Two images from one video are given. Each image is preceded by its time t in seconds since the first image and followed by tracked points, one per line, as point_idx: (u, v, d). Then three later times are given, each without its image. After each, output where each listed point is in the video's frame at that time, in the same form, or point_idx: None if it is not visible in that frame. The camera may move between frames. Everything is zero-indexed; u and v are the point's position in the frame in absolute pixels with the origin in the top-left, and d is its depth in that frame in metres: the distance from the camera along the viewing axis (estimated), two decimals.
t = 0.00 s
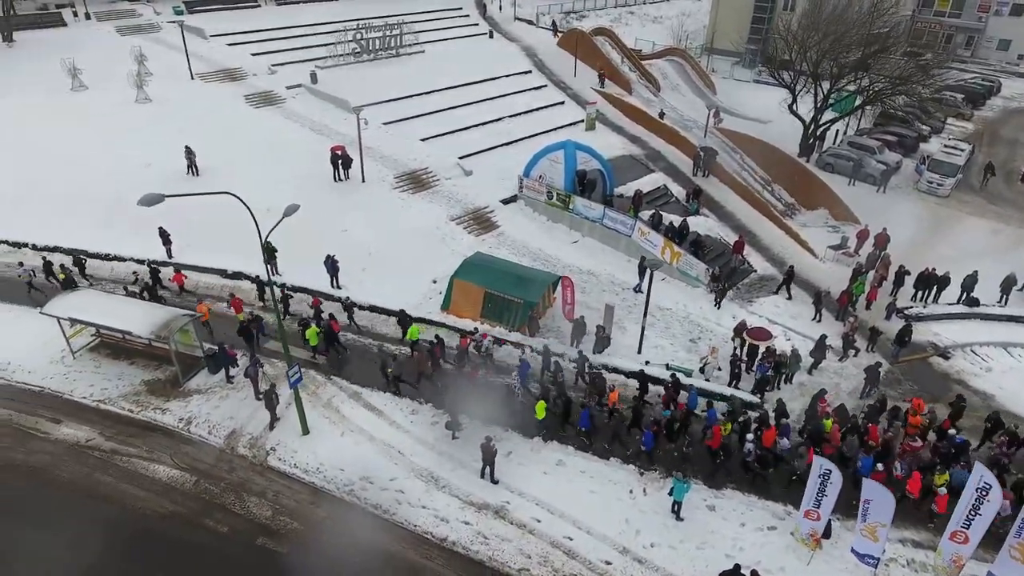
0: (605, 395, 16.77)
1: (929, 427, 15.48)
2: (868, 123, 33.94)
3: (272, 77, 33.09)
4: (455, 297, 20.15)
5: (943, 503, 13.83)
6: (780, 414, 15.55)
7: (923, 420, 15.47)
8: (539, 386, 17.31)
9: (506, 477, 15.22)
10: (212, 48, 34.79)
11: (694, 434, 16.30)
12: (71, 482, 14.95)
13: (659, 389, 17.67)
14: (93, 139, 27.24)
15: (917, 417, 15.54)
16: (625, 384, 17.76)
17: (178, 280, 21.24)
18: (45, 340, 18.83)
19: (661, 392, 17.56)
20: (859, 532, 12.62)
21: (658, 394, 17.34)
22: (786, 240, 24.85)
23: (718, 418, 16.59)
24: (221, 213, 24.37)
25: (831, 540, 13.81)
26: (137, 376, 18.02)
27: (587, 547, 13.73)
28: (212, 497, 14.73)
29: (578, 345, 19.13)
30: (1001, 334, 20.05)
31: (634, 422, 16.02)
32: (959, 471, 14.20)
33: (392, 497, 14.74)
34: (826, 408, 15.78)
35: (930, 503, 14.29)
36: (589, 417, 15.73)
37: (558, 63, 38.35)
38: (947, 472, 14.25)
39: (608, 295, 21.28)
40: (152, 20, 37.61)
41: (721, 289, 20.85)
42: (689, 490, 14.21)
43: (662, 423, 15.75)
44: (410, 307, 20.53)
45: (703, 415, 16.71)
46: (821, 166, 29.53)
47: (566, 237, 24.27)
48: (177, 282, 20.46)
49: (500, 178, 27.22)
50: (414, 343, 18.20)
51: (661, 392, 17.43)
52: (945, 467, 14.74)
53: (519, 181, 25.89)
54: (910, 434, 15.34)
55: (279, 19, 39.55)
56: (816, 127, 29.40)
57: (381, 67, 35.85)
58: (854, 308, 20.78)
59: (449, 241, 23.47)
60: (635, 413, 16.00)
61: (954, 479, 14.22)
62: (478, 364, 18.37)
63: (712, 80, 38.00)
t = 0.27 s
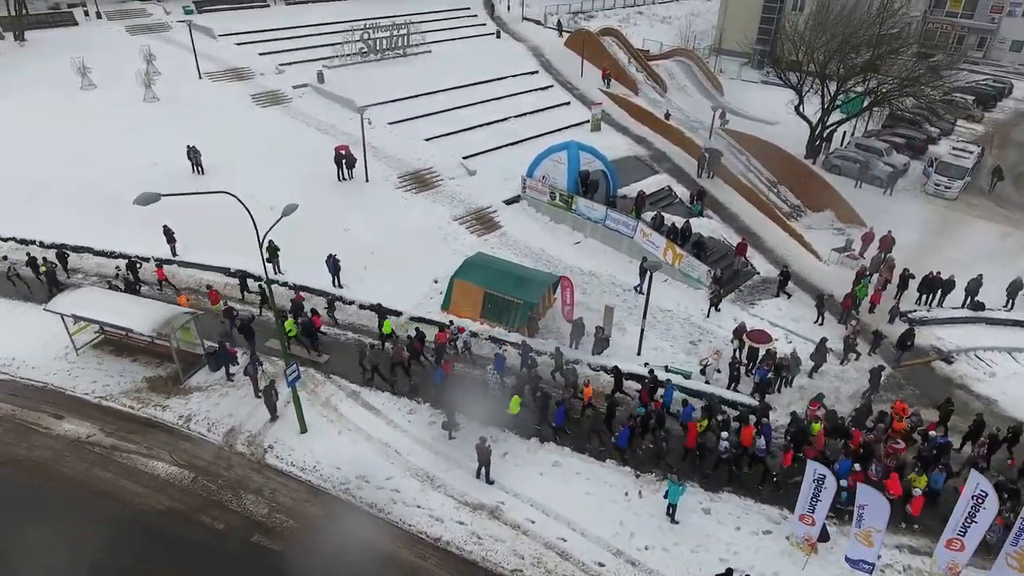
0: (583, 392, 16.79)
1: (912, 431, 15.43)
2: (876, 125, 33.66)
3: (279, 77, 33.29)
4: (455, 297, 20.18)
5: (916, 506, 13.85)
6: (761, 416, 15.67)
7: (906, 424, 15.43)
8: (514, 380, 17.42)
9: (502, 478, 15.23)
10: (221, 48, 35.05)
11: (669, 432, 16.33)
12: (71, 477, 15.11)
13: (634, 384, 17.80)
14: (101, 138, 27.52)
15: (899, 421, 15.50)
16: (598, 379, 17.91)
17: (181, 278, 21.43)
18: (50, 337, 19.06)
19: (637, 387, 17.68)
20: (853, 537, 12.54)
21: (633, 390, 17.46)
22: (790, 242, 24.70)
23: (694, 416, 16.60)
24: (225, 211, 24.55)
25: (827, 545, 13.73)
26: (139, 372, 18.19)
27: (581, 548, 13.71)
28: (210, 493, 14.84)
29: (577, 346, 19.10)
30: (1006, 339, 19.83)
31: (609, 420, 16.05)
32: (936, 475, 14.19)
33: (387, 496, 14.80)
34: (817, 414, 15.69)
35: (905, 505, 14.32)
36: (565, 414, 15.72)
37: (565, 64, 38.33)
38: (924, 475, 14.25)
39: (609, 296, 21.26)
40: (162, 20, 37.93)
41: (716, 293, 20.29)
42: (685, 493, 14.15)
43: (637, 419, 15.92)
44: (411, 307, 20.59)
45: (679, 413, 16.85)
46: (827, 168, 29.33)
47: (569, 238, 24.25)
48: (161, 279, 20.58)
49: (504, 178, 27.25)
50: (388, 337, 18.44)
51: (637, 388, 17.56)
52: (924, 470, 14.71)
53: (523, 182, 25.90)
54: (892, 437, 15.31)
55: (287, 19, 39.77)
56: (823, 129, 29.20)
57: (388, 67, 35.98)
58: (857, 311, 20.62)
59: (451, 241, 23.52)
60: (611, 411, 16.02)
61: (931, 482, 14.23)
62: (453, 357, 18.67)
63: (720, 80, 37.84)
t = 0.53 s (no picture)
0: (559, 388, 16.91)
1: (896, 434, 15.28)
2: (884, 127, 33.41)
3: (285, 77, 33.47)
4: (455, 297, 20.18)
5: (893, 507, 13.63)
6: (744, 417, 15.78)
7: (892, 427, 15.27)
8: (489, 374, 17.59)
9: (498, 479, 15.23)
10: (228, 48, 35.29)
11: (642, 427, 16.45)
12: (72, 472, 15.26)
13: (610, 380, 18.02)
14: (108, 136, 27.76)
15: (884, 424, 15.35)
16: (575, 375, 18.15)
17: (185, 276, 21.57)
18: (53, 333, 19.24)
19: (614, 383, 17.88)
20: (849, 544, 12.37)
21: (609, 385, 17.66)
22: (794, 244, 24.57)
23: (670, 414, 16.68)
24: (229, 210, 24.70)
25: (823, 550, 13.61)
26: (141, 370, 18.33)
27: (575, 550, 13.69)
28: (207, 490, 14.94)
29: (577, 347, 19.07)
30: (1010, 344, 19.63)
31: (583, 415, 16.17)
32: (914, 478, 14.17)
33: (383, 495, 14.84)
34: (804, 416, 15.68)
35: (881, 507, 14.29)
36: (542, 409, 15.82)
37: (571, 64, 38.34)
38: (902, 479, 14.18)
39: (610, 298, 21.23)
40: (171, 20, 38.21)
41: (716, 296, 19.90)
42: (680, 496, 14.06)
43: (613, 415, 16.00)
44: (411, 307, 20.64)
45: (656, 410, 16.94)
46: (833, 170, 29.15)
47: (571, 239, 24.24)
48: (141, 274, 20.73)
49: (507, 178, 27.26)
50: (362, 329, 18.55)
51: (614, 385, 17.73)
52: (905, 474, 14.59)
53: (525, 182, 25.92)
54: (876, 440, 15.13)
55: (295, 19, 39.97)
56: (828, 131, 29.02)
57: (394, 67, 36.10)
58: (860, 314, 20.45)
59: (453, 241, 23.56)
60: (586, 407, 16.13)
61: (909, 486, 14.21)
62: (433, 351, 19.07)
63: (726, 82, 37.69)
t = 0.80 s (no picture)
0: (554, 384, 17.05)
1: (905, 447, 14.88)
2: (920, 133, 32.60)
3: (316, 74, 33.96)
4: (474, 296, 20.17)
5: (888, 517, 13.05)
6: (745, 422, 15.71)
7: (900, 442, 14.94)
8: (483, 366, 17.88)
9: (508, 479, 15.23)
10: (262, 45, 35.95)
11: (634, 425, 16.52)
12: (96, 456, 15.68)
13: (603, 375, 18.12)
14: (143, 131, 28.48)
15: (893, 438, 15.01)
16: (569, 369, 18.33)
17: (211, 268, 22.03)
18: (83, 321, 19.80)
19: (606, 378, 17.99)
20: (862, 559, 12.11)
21: (601, 381, 17.77)
22: (821, 251, 24.09)
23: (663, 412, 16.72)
24: (256, 205, 25.15)
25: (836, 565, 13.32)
26: (165, 359, 18.76)
27: (583, 554, 13.64)
28: (224, 479, 15.22)
29: (594, 350, 18.95)
30: None
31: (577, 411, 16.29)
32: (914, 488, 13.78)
33: (394, 491, 14.96)
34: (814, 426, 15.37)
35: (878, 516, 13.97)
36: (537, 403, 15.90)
37: (600, 66, 38.21)
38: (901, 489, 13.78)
39: (630, 301, 21.09)
40: (207, 17, 39.03)
41: (735, 304, 19.58)
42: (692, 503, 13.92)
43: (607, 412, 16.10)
44: (430, 305, 20.76)
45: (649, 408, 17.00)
46: (864, 176, 28.54)
47: (593, 241, 24.12)
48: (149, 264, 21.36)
49: (531, 178, 27.27)
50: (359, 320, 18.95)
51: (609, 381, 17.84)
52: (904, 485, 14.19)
53: (549, 183, 25.87)
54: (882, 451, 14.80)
55: (328, 17, 40.52)
56: (861, 136, 28.41)
57: (423, 66, 36.38)
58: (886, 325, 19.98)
59: (474, 240, 23.65)
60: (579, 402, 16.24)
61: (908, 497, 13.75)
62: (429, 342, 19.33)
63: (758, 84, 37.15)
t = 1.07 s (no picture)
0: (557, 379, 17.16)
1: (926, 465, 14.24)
2: (973, 143, 31.41)
3: (359, 71, 34.54)
4: (501, 295, 20.16)
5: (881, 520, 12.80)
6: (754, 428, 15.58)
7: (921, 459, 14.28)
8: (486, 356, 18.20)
9: (526, 479, 15.24)
10: (307, 42, 36.74)
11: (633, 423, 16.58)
12: (131, 436, 16.23)
13: (605, 371, 18.24)
14: (190, 123, 29.37)
15: (915, 455, 14.33)
16: (572, 366, 18.55)
17: (248, 258, 22.59)
18: (124, 306, 20.50)
19: (608, 374, 18.11)
20: None
21: (604, 377, 17.90)
22: (861, 262, 23.39)
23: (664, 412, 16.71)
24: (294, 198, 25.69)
25: None
26: (200, 344, 19.30)
27: (597, 558, 13.55)
28: (250, 464, 15.60)
29: (619, 353, 18.78)
30: None
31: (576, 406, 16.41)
32: (924, 503, 13.16)
33: (413, 484, 15.12)
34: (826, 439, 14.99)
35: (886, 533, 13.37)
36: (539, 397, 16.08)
37: (642, 68, 37.91)
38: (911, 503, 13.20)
39: (660, 305, 20.86)
40: (257, 14, 40.05)
41: (767, 315, 19.10)
42: (710, 513, 13.72)
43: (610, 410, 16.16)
44: (459, 303, 20.90)
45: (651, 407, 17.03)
46: (911, 186, 27.65)
47: (625, 244, 23.95)
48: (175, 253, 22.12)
49: (566, 179, 27.22)
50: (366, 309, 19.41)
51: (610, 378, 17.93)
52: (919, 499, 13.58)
53: (584, 184, 25.80)
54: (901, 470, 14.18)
55: (373, 15, 41.15)
56: (909, 145, 27.53)
57: (463, 65, 36.66)
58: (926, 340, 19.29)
59: (505, 239, 23.72)
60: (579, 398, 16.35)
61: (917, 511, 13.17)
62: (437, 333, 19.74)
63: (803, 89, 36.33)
